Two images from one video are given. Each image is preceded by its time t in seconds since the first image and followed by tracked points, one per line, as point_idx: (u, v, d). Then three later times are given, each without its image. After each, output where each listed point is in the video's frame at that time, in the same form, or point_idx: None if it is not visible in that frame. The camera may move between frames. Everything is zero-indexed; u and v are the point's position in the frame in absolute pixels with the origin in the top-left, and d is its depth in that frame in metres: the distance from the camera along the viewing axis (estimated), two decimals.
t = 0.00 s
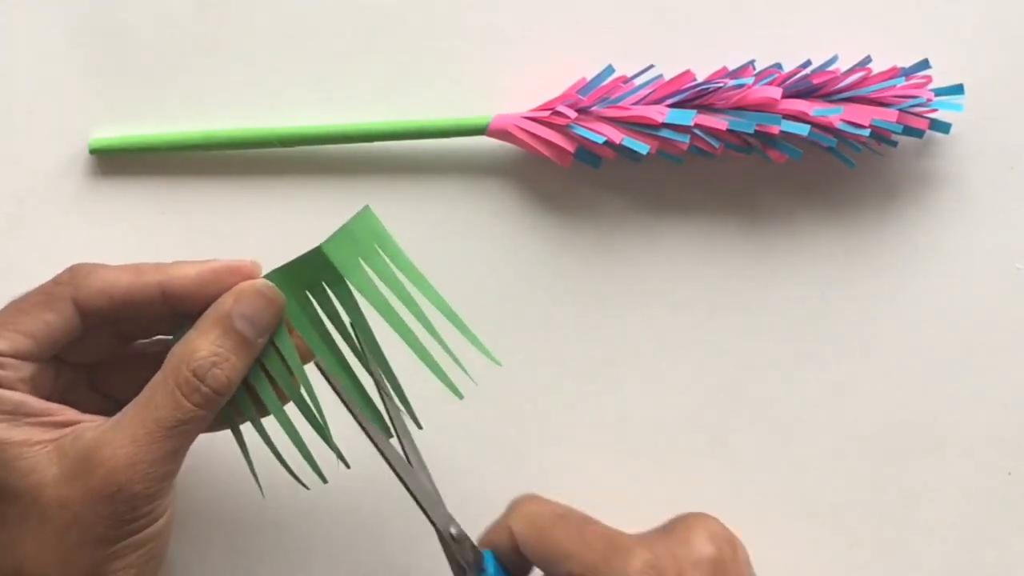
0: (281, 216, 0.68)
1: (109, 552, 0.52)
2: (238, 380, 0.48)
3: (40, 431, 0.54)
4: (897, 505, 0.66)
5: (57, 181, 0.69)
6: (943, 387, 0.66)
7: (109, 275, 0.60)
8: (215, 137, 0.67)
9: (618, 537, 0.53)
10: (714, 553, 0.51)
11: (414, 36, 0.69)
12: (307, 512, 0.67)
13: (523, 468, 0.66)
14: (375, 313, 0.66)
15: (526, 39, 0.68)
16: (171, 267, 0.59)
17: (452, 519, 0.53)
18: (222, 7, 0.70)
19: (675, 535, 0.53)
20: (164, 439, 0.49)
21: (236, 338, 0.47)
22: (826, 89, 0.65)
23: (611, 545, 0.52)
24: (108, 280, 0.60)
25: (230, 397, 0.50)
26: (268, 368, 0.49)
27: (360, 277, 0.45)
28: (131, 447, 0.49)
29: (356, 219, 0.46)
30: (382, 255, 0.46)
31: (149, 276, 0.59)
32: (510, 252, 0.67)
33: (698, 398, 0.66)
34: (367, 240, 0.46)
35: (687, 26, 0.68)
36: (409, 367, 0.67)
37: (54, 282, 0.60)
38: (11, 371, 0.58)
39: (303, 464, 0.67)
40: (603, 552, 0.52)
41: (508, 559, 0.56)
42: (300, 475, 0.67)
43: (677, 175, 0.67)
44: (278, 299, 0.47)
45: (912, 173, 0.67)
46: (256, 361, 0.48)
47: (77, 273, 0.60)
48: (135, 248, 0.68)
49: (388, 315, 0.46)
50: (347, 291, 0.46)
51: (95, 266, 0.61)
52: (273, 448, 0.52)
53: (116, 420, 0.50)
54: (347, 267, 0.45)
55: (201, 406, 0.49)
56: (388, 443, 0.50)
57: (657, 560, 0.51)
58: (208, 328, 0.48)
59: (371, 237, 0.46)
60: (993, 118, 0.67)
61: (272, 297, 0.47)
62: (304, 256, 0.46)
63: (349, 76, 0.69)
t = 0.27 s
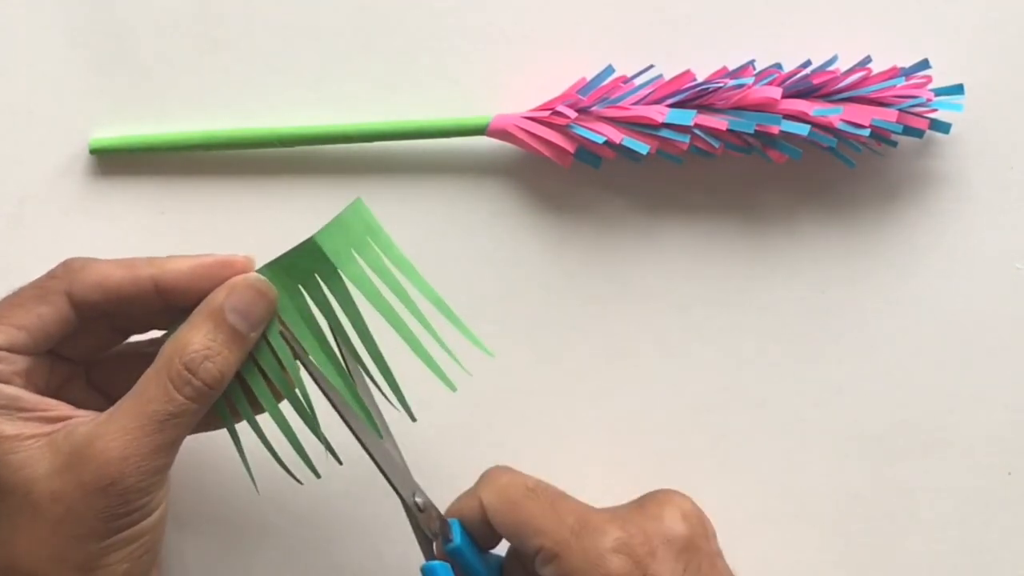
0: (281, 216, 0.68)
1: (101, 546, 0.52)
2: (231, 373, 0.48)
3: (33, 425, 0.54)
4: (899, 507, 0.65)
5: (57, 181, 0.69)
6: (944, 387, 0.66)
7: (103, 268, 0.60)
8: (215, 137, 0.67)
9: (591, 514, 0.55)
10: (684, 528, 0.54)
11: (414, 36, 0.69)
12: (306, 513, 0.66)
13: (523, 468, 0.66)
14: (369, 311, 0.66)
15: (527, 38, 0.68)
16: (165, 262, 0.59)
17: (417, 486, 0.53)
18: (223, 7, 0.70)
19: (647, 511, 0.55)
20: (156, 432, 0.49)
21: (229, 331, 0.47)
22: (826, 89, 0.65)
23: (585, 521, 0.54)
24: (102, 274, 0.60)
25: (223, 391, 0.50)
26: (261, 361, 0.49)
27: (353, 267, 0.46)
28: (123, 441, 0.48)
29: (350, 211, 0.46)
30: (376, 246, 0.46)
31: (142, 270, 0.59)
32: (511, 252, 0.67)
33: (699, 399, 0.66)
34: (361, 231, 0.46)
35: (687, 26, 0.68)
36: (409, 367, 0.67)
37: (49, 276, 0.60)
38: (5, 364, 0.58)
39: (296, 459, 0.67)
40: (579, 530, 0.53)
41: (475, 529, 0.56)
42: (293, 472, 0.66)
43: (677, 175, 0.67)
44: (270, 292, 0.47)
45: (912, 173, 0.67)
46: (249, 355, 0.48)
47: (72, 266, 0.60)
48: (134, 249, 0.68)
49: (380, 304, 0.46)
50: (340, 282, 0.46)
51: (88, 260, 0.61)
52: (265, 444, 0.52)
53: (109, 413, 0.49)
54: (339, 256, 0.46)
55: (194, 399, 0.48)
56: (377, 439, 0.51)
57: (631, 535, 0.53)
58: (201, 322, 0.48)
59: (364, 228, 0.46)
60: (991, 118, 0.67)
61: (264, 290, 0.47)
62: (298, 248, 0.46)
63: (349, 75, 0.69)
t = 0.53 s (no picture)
0: (281, 217, 0.68)
1: (100, 546, 0.52)
2: (231, 376, 0.48)
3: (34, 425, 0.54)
4: (899, 507, 0.66)
5: (56, 181, 0.69)
6: (944, 386, 0.66)
7: (106, 269, 0.60)
8: (215, 137, 0.67)
9: (592, 517, 0.55)
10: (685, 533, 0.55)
11: (414, 36, 0.69)
12: (306, 513, 0.66)
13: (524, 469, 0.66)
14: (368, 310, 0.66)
15: (527, 38, 0.68)
16: (168, 265, 0.59)
17: (418, 485, 0.52)
18: (223, 6, 0.70)
19: (648, 515, 0.55)
20: (156, 433, 0.49)
21: (230, 334, 0.47)
22: (826, 89, 0.65)
23: (587, 524, 0.54)
24: (106, 274, 0.59)
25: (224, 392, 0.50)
26: (262, 364, 0.49)
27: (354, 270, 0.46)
28: (123, 441, 0.48)
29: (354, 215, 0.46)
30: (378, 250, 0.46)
31: (146, 271, 0.59)
32: (511, 252, 0.67)
33: (700, 399, 0.66)
34: (364, 235, 0.46)
35: (687, 27, 0.68)
36: (409, 367, 0.67)
37: (52, 275, 0.60)
38: (7, 362, 0.58)
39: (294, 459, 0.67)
40: (580, 533, 0.53)
41: (476, 527, 0.56)
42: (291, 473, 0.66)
43: (677, 175, 0.67)
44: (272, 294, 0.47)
45: (911, 174, 0.67)
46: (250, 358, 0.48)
47: (74, 266, 0.60)
48: (134, 249, 0.68)
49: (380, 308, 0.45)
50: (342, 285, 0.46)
51: (92, 260, 0.60)
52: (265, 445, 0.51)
53: (110, 413, 0.49)
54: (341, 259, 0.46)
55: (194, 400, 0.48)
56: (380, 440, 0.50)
57: (635, 540, 0.53)
58: (202, 323, 0.48)
59: (367, 232, 0.46)
60: (991, 118, 0.67)
61: (266, 292, 0.47)
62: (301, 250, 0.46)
63: (350, 75, 0.69)
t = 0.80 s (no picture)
0: (281, 217, 0.68)
1: (102, 547, 0.52)
2: (230, 373, 0.48)
3: (35, 425, 0.54)
4: (899, 507, 0.66)
5: (56, 181, 0.69)
6: (943, 386, 0.66)
7: (108, 268, 0.60)
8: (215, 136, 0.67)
9: (598, 520, 0.54)
10: (692, 537, 0.55)
11: (414, 36, 0.69)
12: (306, 513, 0.66)
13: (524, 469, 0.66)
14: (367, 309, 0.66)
15: (527, 38, 0.68)
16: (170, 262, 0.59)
17: (420, 481, 0.51)
18: (223, 6, 0.70)
19: (655, 519, 0.55)
20: (155, 432, 0.49)
21: (229, 331, 0.46)
22: (826, 89, 0.65)
23: (593, 527, 0.54)
24: (108, 273, 0.59)
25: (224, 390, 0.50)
26: (264, 364, 0.49)
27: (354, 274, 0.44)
28: (123, 440, 0.48)
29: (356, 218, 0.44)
30: (380, 255, 0.44)
31: (148, 270, 0.59)
32: (511, 252, 0.67)
33: (700, 399, 0.66)
34: (365, 239, 0.44)
35: (687, 26, 0.68)
36: (409, 367, 0.67)
37: (54, 275, 0.60)
38: (9, 363, 0.58)
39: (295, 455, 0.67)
40: (585, 535, 0.53)
41: (481, 528, 0.56)
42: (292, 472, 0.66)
43: (677, 174, 0.67)
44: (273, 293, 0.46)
45: (911, 174, 0.67)
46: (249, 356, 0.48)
47: (76, 266, 0.60)
48: (134, 249, 0.68)
49: (379, 313, 0.44)
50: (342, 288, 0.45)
51: (93, 260, 0.60)
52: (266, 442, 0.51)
53: (110, 412, 0.50)
54: (341, 263, 0.44)
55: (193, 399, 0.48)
56: (382, 438, 0.50)
57: (641, 544, 0.53)
58: (201, 322, 0.47)
59: (369, 236, 0.44)
60: (991, 118, 0.67)
61: (265, 292, 0.46)
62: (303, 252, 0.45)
63: (350, 75, 0.69)
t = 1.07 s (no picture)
0: (280, 217, 0.68)
1: (104, 547, 0.52)
2: (227, 370, 0.48)
3: (36, 425, 0.54)
4: (899, 507, 0.66)
5: (57, 181, 0.69)
6: (943, 386, 0.66)
7: (111, 267, 0.60)
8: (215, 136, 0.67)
9: (601, 520, 0.55)
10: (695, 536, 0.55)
11: (414, 36, 0.69)
12: (306, 513, 0.66)
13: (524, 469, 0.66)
14: (367, 309, 0.66)
15: (527, 38, 0.68)
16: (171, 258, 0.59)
17: (423, 477, 0.50)
18: (224, 6, 0.70)
19: (658, 519, 0.56)
20: (154, 430, 0.49)
21: (224, 328, 0.46)
22: (826, 89, 0.65)
23: (597, 526, 0.54)
24: (111, 271, 0.60)
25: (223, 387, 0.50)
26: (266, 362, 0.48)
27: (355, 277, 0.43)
28: (121, 437, 0.49)
29: (358, 219, 0.43)
30: (381, 256, 0.43)
31: (151, 267, 0.59)
32: (510, 252, 0.67)
33: (699, 399, 0.66)
34: (367, 240, 0.43)
35: (687, 26, 0.68)
36: (410, 366, 0.67)
37: (59, 275, 0.61)
38: (12, 362, 0.58)
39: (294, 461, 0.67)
40: (590, 534, 0.53)
41: (484, 528, 0.55)
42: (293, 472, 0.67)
43: (677, 174, 0.67)
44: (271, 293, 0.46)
45: (911, 174, 0.67)
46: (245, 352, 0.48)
47: (80, 266, 0.61)
48: (133, 249, 0.68)
49: (380, 314, 0.43)
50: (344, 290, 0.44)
51: (98, 261, 0.61)
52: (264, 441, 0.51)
53: (111, 411, 0.50)
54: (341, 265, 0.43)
55: (191, 395, 0.49)
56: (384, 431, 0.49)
57: (645, 542, 0.54)
58: (196, 319, 0.48)
59: (371, 237, 0.43)
60: (991, 118, 0.67)
61: (260, 290, 0.45)
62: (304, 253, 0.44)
63: (350, 75, 0.69)
